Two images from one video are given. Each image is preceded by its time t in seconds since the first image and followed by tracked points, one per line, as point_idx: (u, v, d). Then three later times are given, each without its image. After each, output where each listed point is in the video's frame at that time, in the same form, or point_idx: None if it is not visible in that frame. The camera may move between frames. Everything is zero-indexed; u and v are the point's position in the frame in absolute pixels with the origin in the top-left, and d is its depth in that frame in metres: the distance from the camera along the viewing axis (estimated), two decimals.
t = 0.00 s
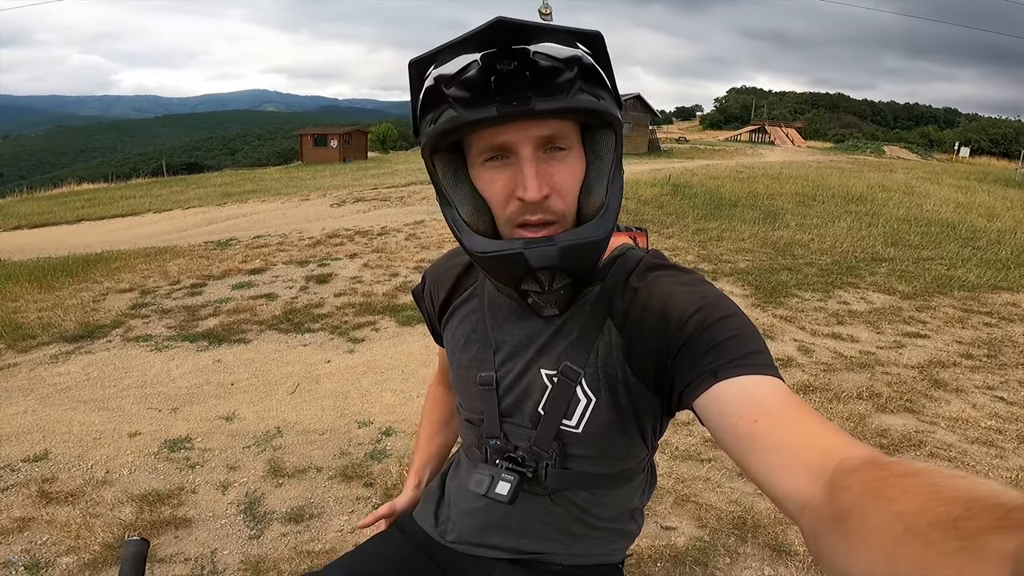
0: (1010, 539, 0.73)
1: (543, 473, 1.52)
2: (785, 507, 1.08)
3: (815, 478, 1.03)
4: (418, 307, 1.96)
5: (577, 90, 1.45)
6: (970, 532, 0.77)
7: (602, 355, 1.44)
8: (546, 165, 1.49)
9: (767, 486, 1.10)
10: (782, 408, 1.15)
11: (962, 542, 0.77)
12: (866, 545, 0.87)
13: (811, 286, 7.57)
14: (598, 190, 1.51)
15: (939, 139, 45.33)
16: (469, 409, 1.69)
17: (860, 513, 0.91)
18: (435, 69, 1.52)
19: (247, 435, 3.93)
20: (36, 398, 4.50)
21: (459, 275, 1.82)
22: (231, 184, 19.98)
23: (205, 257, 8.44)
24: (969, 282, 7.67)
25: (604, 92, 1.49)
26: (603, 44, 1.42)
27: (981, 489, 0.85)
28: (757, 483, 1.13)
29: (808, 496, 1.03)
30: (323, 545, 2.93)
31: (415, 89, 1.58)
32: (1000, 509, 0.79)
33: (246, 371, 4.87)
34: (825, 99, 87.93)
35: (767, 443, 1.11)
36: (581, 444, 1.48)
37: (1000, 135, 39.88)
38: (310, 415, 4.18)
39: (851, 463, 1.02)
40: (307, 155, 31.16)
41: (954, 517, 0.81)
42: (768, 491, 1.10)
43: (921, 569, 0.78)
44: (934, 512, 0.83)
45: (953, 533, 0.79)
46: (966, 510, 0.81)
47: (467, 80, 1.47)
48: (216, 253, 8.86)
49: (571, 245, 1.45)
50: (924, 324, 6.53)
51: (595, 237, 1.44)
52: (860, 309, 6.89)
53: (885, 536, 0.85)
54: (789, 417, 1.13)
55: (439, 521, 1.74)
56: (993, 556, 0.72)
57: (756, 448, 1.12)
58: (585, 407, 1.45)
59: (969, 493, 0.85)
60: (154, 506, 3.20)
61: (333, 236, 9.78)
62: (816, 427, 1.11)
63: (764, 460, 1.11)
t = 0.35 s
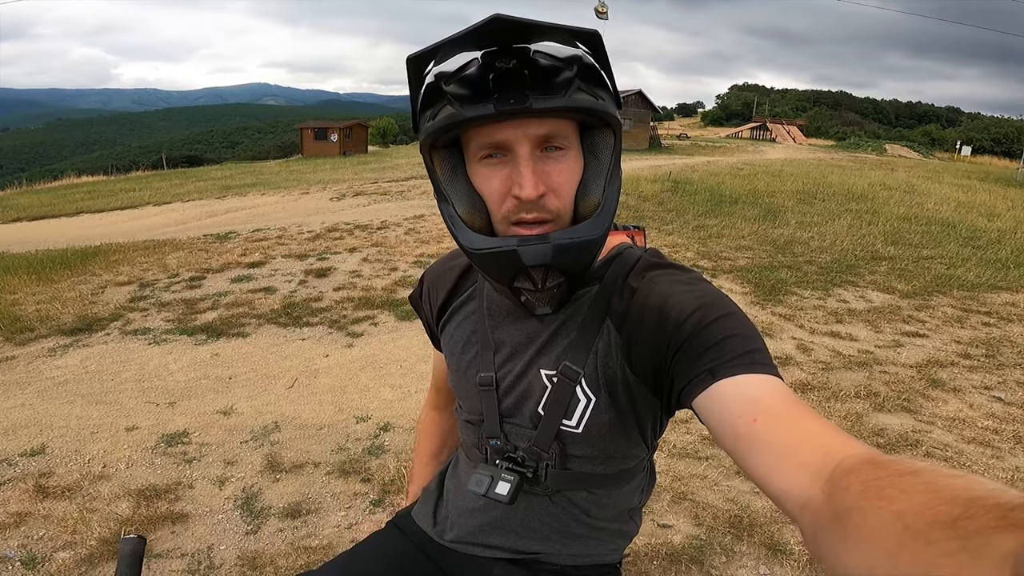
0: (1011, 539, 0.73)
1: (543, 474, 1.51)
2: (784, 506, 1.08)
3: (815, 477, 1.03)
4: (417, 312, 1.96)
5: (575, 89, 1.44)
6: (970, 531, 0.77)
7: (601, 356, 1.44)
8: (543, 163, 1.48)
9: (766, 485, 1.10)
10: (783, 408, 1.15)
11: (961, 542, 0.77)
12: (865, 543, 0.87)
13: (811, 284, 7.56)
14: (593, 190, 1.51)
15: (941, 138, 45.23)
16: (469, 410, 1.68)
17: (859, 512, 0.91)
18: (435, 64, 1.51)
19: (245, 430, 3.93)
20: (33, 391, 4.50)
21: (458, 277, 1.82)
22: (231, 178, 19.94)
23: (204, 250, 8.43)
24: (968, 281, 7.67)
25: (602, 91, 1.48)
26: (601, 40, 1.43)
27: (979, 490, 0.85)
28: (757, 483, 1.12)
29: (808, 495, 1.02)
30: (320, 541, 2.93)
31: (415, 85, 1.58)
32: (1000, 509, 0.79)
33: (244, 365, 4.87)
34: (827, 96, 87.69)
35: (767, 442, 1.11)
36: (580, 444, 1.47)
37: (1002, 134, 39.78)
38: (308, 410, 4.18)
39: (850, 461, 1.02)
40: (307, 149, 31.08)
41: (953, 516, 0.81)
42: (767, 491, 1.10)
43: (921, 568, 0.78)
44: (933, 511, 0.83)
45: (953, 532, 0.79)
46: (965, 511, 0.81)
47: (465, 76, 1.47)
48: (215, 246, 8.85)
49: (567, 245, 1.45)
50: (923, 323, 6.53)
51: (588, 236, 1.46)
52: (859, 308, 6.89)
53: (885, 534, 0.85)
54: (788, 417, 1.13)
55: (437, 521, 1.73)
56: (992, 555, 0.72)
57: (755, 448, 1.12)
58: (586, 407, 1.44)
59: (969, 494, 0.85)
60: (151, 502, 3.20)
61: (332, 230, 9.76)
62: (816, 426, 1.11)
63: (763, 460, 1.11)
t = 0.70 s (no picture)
0: (1011, 538, 0.73)
1: (543, 475, 1.52)
2: (783, 506, 1.08)
3: (813, 477, 1.04)
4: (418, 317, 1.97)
5: (574, 91, 1.45)
6: (969, 531, 0.78)
7: (600, 357, 1.44)
8: (542, 165, 1.49)
9: (766, 486, 1.11)
10: (781, 408, 1.15)
11: (961, 542, 0.77)
12: (865, 543, 0.87)
13: (818, 283, 7.53)
14: (592, 192, 1.52)
15: (950, 136, 44.88)
16: (470, 413, 1.69)
17: (858, 511, 0.91)
18: (435, 67, 1.52)
19: (251, 428, 3.96)
20: (43, 390, 4.55)
21: (458, 282, 1.83)
22: (238, 177, 20.04)
23: (211, 250, 8.48)
24: (977, 280, 7.62)
25: (600, 94, 1.49)
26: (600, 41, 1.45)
27: (979, 489, 0.85)
28: (756, 483, 1.13)
29: (806, 495, 1.03)
30: (325, 540, 2.96)
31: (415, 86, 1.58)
32: (1000, 509, 0.79)
33: (250, 364, 4.90)
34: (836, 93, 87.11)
35: (765, 442, 1.12)
36: (580, 446, 1.48)
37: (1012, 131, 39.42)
38: (313, 409, 4.21)
39: (848, 461, 1.02)
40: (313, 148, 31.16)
41: (952, 515, 0.81)
42: (767, 490, 1.10)
43: (920, 568, 0.78)
44: (932, 510, 0.84)
45: (950, 531, 0.79)
46: (965, 510, 0.81)
47: (465, 78, 1.47)
48: (222, 245, 8.91)
49: (566, 246, 1.46)
50: (931, 322, 6.49)
51: (586, 238, 1.47)
52: (867, 307, 6.85)
53: (884, 534, 0.85)
54: (786, 416, 1.14)
55: (438, 522, 1.75)
56: (992, 555, 0.72)
57: (754, 448, 1.12)
58: (585, 409, 1.45)
59: (969, 493, 0.85)
60: (159, 500, 3.24)
61: (339, 229, 9.80)
62: (814, 426, 1.12)
63: (762, 460, 1.11)
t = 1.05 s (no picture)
0: (1014, 539, 0.73)
1: (546, 479, 1.52)
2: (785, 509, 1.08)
3: (815, 479, 1.03)
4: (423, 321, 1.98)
5: (580, 97, 1.45)
6: (970, 531, 0.77)
7: (603, 360, 1.45)
8: (547, 171, 1.50)
9: (768, 489, 1.10)
10: (783, 410, 1.15)
11: (963, 543, 0.77)
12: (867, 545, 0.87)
13: (827, 288, 7.48)
14: (596, 197, 1.53)
15: (962, 140, 44.51)
16: (473, 417, 1.69)
17: (860, 513, 0.91)
18: (442, 71, 1.52)
19: (258, 430, 3.98)
20: (53, 390, 4.60)
21: (462, 286, 1.84)
22: (248, 180, 20.20)
23: (221, 252, 8.55)
24: (989, 285, 7.54)
25: (606, 100, 1.50)
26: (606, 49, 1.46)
27: (980, 488, 0.85)
28: (758, 485, 1.12)
29: (808, 497, 1.03)
30: (328, 542, 2.97)
31: (422, 90, 1.58)
32: (1000, 509, 0.79)
33: (258, 366, 4.93)
34: (847, 97, 86.63)
35: (766, 445, 1.11)
36: (583, 449, 1.48)
37: None
38: (320, 411, 4.23)
39: (849, 462, 1.02)
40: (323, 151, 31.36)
41: (954, 516, 0.81)
42: (769, 493, 1.10)
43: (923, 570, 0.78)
44: (934, 512, 0.83)
45: (953, 532, 0.79)
46: (966, 511, 0.81)
47: (472, 83, 1.48)
48: (232, 248, 8.98)
49: (570, 251, 1.46)
50: (942, 328, 6.43)
51: (590, 243, 1.47)
52: (877, 313, 6.80)
53: (887, 535, 0.85)
54: (787, 418, 1.13)
55: (440, 525, 1.75)
56: (993, 556, 0.72)
57: (756, 451, 1.12)
58: (588, 412, 1.45)
59: (970, 494, 0.85)
60: (165, 501, 3.26)
61: (347, 232, 9.85)
62: (815, 429, 1.11)
63: (763, 462, 1.11)
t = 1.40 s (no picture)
0: (1010, 538, 0.72)
1: (544, 477, 1.52)
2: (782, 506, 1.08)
3: (812, 476, 1.03)
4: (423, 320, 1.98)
5: (575, 96, 1.46)
6: (966, 529, 0.77)
7: (601, 358, 1.45)
8: (543, 169, 1.50)
9: (764, 485, 1.10)
10: (781, 407, 1.15)
11: (959, 541, 0.77)
12: (863, 542, 0.86)
13: (831, 291, 7.46)
14: (592, 195, 1.53)
15: (967, 143, 44.39)
16: (472, 415, 1.69)
17: (855, 510, 0.90)
18: (438, 69, 1.53)
19: (259, 431, 4.00)
20: (57, 391, 4.62)
21: (462, 284, 1.85)
22: (253, 182, 20.27)
23: (225, 254, 8.58)
24: (995, 288, 7.51)
25: (602, 99, 1.50)
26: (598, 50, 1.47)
27: (976, 486, 0.85)
28: (755, 482, 1.12)
29: (805, 494, 1.02)
30: (329, 543, 2.97)
31: (419, 89, 1.59)
32: (995, 508, 0.79)
33: (260, 368, 4.95)
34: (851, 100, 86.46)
35: (764, 442, 1.11)
36: (580, 448, 1.48)
37: None
38: (322, 413, 4.24)
39: (846, 459, 1.02)
40: (327, 154, 31.44)
41: (950, 514, 0.81)
42: (766, 491, 1.09)
43: (918, 568, 0.78)
44: (929, 509, 0.83)
45: (948, 530, 0.79)
46: (962, 509, 0.81)
47: (468, 81, 1.49)
48: (236, 250, 9.02)
49: (564, 249, 1.47)
50: (946, 331, 6.41)
51: (586, 241, 1.47)
52: (881, 316, 6.78)
53: (882, 532, 0.85)
54: (785, 416, 1.13)
55: (438, 524, 1.76)
56: (990, 554, 0.72)
57: (753, 448, 1.12)
58: (586, 410, 1.45)
59: (966, 491, 0.85)
60: (166, 501, 3.27)
61: (350, 235, 9.88)
62: (813, 426, 1.11)
63: (761, 460, 1.11)
